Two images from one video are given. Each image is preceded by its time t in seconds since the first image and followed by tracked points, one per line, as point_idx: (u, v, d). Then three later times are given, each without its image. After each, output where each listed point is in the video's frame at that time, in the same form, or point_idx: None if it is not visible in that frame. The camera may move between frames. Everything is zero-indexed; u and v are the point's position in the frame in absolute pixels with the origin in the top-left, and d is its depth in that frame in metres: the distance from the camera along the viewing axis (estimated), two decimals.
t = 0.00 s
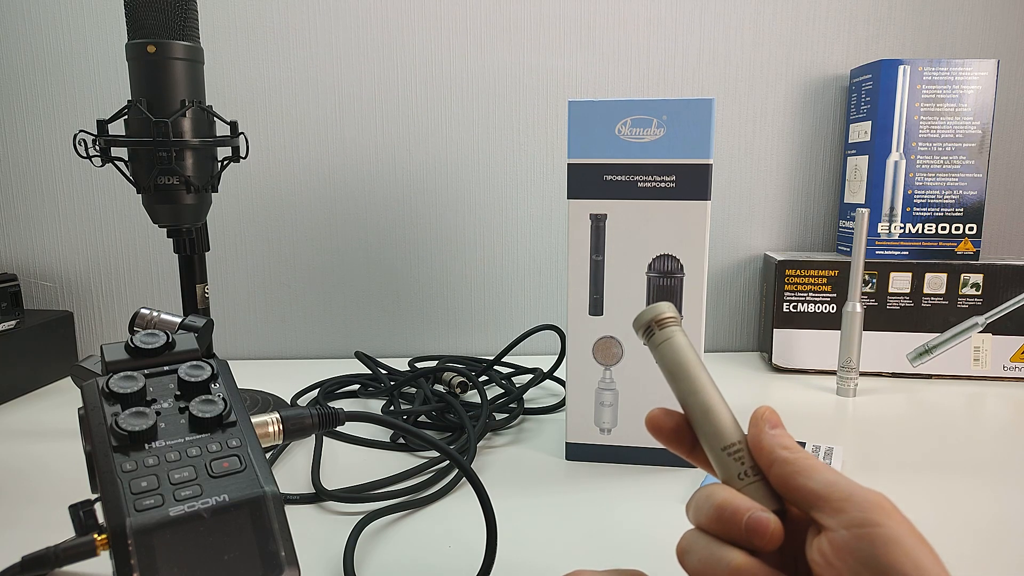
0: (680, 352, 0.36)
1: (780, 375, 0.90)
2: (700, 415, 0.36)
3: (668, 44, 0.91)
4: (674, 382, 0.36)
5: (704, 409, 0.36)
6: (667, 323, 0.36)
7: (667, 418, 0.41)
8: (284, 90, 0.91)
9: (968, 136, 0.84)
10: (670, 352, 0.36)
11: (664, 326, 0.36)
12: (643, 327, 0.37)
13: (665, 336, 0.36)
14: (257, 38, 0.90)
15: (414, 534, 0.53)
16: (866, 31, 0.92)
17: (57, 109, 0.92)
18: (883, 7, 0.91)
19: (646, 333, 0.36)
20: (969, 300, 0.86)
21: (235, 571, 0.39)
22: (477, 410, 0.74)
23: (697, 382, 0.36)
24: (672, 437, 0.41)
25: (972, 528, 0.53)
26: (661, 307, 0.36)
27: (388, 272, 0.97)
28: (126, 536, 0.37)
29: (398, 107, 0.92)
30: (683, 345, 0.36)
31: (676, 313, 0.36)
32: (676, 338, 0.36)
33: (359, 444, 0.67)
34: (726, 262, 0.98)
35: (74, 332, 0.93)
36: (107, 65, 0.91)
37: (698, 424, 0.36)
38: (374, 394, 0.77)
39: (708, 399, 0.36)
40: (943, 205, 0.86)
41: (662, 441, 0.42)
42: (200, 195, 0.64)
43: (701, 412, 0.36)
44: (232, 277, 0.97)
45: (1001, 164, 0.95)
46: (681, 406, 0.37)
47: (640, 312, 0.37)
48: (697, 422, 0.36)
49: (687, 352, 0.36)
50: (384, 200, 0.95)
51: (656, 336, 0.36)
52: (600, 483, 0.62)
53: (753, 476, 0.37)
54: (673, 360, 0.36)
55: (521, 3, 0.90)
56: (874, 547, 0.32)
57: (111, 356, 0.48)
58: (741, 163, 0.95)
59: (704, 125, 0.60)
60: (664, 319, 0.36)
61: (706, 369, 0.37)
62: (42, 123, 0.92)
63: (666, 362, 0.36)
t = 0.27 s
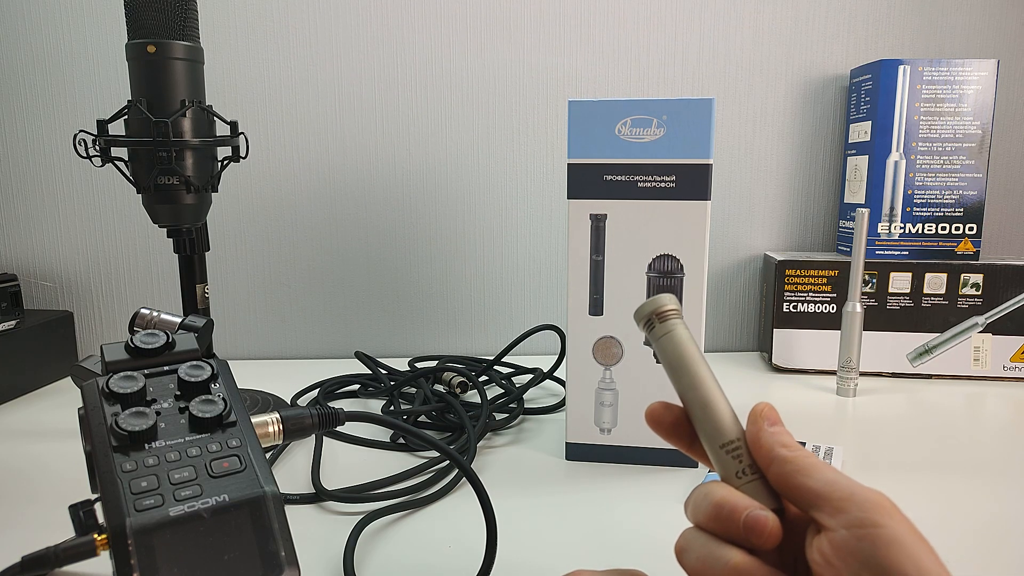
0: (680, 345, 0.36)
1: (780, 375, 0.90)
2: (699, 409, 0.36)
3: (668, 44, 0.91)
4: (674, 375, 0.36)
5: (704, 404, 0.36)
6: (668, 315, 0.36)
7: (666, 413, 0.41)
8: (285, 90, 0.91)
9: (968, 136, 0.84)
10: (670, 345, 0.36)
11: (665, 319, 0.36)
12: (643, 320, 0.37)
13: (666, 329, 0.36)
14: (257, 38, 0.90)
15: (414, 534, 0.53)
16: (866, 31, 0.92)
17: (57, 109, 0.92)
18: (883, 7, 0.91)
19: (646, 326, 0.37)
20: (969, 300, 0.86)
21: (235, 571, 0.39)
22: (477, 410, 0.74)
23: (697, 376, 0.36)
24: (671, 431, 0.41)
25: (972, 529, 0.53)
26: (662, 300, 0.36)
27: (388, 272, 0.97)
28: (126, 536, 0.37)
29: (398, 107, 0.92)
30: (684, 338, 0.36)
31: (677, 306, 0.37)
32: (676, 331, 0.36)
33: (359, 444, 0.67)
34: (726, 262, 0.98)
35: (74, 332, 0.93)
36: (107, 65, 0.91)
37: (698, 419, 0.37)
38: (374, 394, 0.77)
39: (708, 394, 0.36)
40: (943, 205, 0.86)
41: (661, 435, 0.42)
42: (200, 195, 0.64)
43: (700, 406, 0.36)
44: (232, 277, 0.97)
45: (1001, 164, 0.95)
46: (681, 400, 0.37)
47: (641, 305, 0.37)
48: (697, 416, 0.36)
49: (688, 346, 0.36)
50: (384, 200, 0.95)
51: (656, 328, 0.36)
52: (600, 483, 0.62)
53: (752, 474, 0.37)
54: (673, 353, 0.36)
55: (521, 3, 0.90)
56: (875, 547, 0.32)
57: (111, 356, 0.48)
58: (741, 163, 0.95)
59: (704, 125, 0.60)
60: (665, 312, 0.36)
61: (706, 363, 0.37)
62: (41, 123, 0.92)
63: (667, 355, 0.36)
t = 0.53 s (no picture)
0: (680, 341, 0.36)
1: (780, 375, 0.90)
2: (698, 407, 0.36)
3: (668, 44, 0.91)
4: (673, 371, 0.36)
5: (703, 402, 0.36)
6: (668, 312, 0.36)
7: (666, 411, 0.41)
8: (285, 90, 0.91)
9: (968, 136, 0.84)
10: (669, 342, 0.36)
11: (665, 316, 0.36)
12: (643, 317, 0.37)
13: (665, 326, 0.36)
14: (257, 38, 0.90)
15: (414, 534, 0.53)
16: (866, 31, 0.92)
17: (57, 108, 0.92)
18: (883, 7, 0.91)
19: (646, 323, 0.36)
20: (969, 299, 0.86)
21: (235, 571, 0.39)
22: (477, 410, 0.74)
23: (697, 374, 0.36)
24: (671, 428, 0.41)
25: (972, 529, 0.53)
26: (662, 297, 0.36)
27: (388, 272, 0.97)
28: (126, 536, 0.37)
29: (398, 107, 0.92)
30: (684, 334, 0.36)
31: (678, 302, 0.36)
32: (676, 328, 0.36)
33: (359, 444, 0.67)
34: (727, 262, 0.98)
35: (74, 332, 0.93)
36: (107, 65, 0.91)
37: (697, 416, 0.37)
38: (374, 394, 0.77)
39: (707, 392, 0.36)
40: (943, 205, 0.86)
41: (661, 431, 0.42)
42: (200, 195, 0.64)
43: (700, 404, 0.36)
44: (232, 277, 0.97)
45: (1001, 164, 0.95)
46: (680, 397, 0.37)
47: (642, 301, 0.37)
48: (696, 414, 0.36)
49: (688, 343, 0.36)
50: (384, 200, 0.95)
51: (656, 325, 0.36)
52: (600, 483, 0.62)
53: (751, 473, 0.37)
54: (673, 350, 0.36)
55: (521, 3, 0.90)
56: (877, 549, 0.32)
57: (111, 356, 0.48)
58: (741, 163, 0.95)
59: (704, 125, 0.60)
60: (665, 309, 0.36)
61: (706, 360, 0.37)
62: (41, 123, 0.92)
63: (666, 352, 0.36)
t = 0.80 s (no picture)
0: (681, 341, 0.36)
1: (779, 375, 0.90)
2: (699, 407, 0.36)
3: (668, 44, 0.91)
4: (674, 371, 0.36)
5: (704, 402, 0.36)
6: (670, 312, 0.36)
7: (667, 410, 0.41)
8: (285, 90, 0.91)
9: (968, 136, 0.84)
10: (671, 341, 0.36)
11: (666, 316, 0.36)
12: (645, 316, 0.36)
13: (666, 326, 0.36)
14: (257, 38, 0.90)
15: (414, 534, 0.53)
16: (866, 31, 0.92)
17: (57, 109, 0.92)
18: (883, 7, 0.91)
19: (647, 322, 0.36)
20: (969, 299, 0.86)
21: (235, 571, 0.39)
22: (477, 410, 0.74)
23: (698, 373, 0.36)
24: (672, 428, 0.41)
25: (972, 529, 0.53)
26: (663, 296, 0.36)
27: (388, 272, 0.97)
28: (126, 536, 0.37)
29: (398, 107, 0.92)
30: (685, 334, 0.36)
31: (679, 302, 0.36)
32: (677, 328, 0.36)
33: (359, 444, 0.67)
34: (727, 263, 0.98)
35: (74, 332, 0.93)
36: (107, 65, 0.91)
37: (698, 416, 0.36)
38: (374, 394, 0.77)
39: (708, 392, 0.36)
40: (943, 205, 0.86)
41: (662, 430, 0.42)
42: (200, 195, 0.64)
43: (700, 404, 0.36)
44: (232, 277, 0.97)
45: (1001, 164, 0.95)
46: (681, 396, 0.37)
47: (643, 300, 0.37)
48: (697, 414, 0.36)
49: (689, 342, 0.36)
50: (384, 200, 0.95)
51: (658, 325, 0.36)
52: (600, 483, 0.62)
53: (752, 473, 0.37)
54: (674, 349, 0.36)
55: (521, 3, 0.90)
56: (876, 549, 0.32)
57: (111, 356, 0.48)
58: (741, 163, 0.95)
59: (704, 125, 0.60)
60: (667, 308, 0.36)
61: (708, 360, 0.37)
62: (41, 123, 0.92)
63: (667, 351, 0.36)
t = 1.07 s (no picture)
0: (666, 348, 0.35)
1: (780, 375, 0.90)
2: (684, 415, 0.36)
3: (668, 44, 0.91)
4: (658, 378, 0.35)
5: (689, 409, 0.35)
6: (653, 317, 0.35)
7: (653, 418, 0.41)
8: (285, 90, 0.91)
9: (968, 136, 0.84)
10: (654, 348, 0.35)
11: (650, 322, 0.35)
12: (627, 322, 0.35)
13: (650, 333, 0.35)
14: (257, 38, 0.90)
15: (414, 534, 0.53)
16: (866, 31, 0.92)
17: (57, 109, 0.92)
18: (883, 7, 0.91)
19: (630, 329, 0.35)
20: (969, 300, 0.86)
21: (235, 571, 0.39)
22: (477, 410, 0.74)
23: (683, 381, 0.35)
24: (658, 432, 0.41)
25: (973, 529, 0.53)
26: (646, 302, 0.35)
27: (388, 272, 0.97)
28: (126, 536, 0.37)
29: (398, 107, 0.92)
30: (670, 340, 0.35)
31: (663, 307, 0.35)
32: (661, 334, 0.35)
33: (359, 444, 0.67)
34: (727, 263, 0.98)
35: (74, 332, 0.93)
36: (107, 65, 0.91)
37: (683, 424, 0.36)
38: (374, 394, 0.77)
39: (693, 398, 0.35)
40: (943, 205, 0.86)
41: (649, 436, 0.42)
42: (200, 195, 0.64)
43: (685, 411, 0.35)
44: (232, 277, 0.97)
45: (1001, 164, 0.95)
46: (666, 403, 0.36)
47: (626, 305, 0.36)
48: (682, 421, 0.36)
49: (673, 349, 0.35)
50: (384, 200, 0.95)
51: (641, 331, 0.35)
52: (600, 482, 0.62)
53: (738, 480, 0.36)
54: (657, 356, 0.35)
55: (521, 2, 0.90)
56: (865, 557, 0.33)
57: (111, 356, 0.48)
58: (741, 163, 0.95)
59: (704, 125, 0.60)
60: (649, 314, 0.35)
61: (692, 366, 0.36)
62: (41, 123, 0.92)
63: (651, 358, 0.35)
